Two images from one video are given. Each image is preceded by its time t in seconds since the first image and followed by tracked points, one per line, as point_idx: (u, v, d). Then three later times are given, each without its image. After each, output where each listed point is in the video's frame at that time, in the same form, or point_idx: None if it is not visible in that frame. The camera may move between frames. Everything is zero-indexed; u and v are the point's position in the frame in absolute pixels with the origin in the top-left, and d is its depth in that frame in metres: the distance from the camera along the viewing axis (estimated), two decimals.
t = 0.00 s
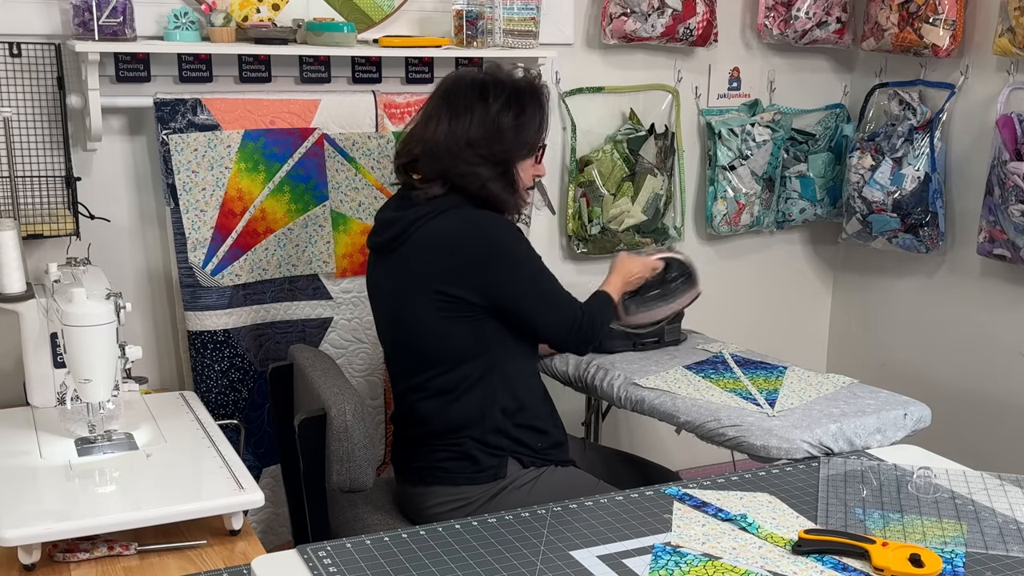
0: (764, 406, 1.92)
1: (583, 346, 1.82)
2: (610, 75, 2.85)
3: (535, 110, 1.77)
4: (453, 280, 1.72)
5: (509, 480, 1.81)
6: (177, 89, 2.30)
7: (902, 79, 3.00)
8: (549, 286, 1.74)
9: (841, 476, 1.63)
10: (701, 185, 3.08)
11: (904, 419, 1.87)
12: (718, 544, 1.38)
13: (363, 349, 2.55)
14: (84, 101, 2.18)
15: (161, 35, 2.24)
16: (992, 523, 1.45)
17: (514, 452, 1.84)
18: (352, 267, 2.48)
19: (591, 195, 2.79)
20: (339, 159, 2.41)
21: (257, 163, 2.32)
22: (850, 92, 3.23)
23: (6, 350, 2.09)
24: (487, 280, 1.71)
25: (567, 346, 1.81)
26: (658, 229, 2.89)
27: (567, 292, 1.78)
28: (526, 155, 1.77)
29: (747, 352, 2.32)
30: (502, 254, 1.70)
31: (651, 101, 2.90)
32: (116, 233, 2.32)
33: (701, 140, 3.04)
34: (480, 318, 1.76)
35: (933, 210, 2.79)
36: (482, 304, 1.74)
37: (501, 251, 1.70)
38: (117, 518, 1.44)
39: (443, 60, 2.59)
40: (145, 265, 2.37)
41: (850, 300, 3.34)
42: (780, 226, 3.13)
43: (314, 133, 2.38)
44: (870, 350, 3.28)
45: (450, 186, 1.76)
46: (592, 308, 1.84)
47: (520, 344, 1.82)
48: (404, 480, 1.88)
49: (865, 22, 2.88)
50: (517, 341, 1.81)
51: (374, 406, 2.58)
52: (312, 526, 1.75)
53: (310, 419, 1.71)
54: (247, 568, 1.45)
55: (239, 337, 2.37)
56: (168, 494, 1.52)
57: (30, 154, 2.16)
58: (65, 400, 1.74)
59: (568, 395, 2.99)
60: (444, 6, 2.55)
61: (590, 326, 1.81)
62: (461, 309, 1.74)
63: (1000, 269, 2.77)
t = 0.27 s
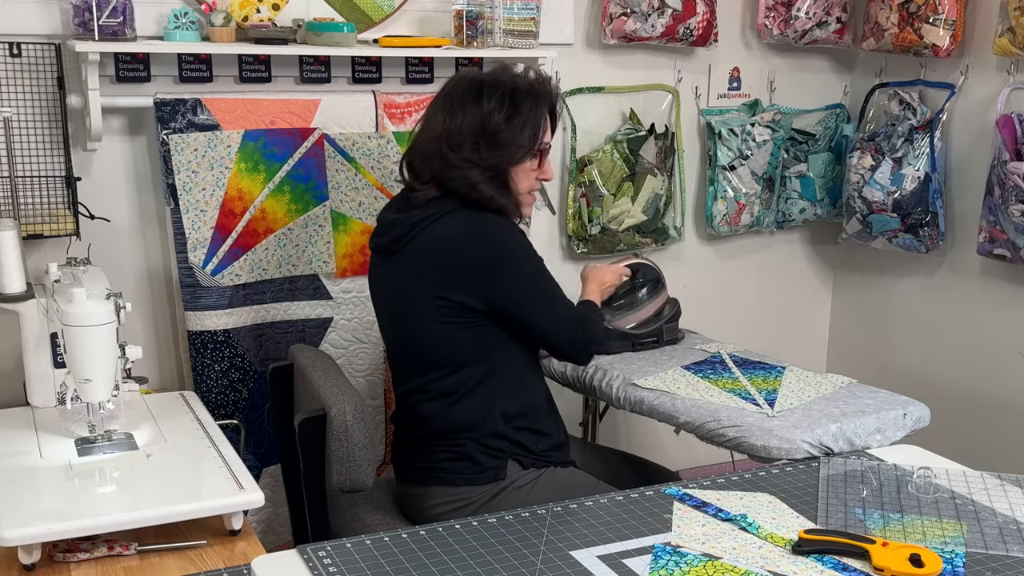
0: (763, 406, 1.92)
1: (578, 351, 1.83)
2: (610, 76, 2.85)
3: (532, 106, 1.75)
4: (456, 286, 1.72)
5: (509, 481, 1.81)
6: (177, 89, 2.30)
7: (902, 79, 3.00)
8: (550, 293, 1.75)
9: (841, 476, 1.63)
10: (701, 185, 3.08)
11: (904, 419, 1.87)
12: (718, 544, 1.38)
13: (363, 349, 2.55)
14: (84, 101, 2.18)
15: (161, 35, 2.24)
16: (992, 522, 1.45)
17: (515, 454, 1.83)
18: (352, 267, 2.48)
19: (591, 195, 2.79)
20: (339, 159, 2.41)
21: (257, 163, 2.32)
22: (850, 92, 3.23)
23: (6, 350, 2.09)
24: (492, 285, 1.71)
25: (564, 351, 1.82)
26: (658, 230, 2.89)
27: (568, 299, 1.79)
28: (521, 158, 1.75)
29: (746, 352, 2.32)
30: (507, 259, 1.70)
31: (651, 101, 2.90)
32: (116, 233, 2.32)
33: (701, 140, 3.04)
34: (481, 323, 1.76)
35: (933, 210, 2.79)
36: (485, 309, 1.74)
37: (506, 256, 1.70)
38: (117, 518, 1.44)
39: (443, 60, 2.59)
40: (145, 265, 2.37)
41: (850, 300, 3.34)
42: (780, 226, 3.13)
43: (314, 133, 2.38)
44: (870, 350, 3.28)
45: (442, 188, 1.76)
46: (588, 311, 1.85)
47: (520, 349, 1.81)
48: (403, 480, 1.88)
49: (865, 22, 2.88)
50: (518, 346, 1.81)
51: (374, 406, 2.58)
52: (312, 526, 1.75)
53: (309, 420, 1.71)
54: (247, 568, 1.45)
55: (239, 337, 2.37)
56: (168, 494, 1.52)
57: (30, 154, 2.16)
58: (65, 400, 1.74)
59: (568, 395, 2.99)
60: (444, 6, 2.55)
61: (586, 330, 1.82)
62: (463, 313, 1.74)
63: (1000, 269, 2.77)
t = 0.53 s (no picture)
0: (764, 406, 1.92)
1: (523, 410, 1.64)
2: (611, 76, 2.86)
3: (526, 105, 1.72)
4: (424, 279, 1.69)
5: (509, 483, 1.82)
6: (177, 89, 2.30)
7: (902, 79, 3.00)
8: (503, 320, 1.61)
9: (841, 476, 1.63)
10: (701, 185, 3.08)
11: (904, 419, 1.87)
12: (718, 544, 1.38)
13: (363, 349, 2.55)
14: (84, 101, 2.18)
15: (161, 36, 2.24)
16: (992, 523, 1.45)
17: (516, 455, 1.84)
18: (352, 267, 2.48)
19: (591, 195, 2.79)
20: (340, 159, 2.41)
21: (257, 163, 2.32)
22: (850, 92, 3.23)
23: (6, 350, 2.09)
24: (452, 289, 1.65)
25: (506, 401, 1.64)
26: (658, 229, 2.89)
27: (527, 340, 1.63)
28: (516, 158, 1.72)
29: (746, 352, 2.32)
30: (471, 269, 1.63)
31: (651, 101, 2.90)
32: (116, 233, 2.32)
33: (701, 140, 3.04)
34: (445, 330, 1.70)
35: (933, 210, 2.79)
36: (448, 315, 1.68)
37: (471, 265, 1.63)
38: (118, 518, 1.44)
39: (443, 60, 2.59)
40: (145, 265, 2.37)
41: (850, 300, 3.34)
42: (780, 226, 3.13)
43: (314, 133, 2.38)
44: (870, 350, 3.28)
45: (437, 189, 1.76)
46: (556, 377, 1.66)
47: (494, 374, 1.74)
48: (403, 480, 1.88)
49: (865, 22, 2.88)
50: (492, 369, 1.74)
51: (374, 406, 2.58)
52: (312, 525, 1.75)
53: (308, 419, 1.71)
54: (247, 568, 1.45)
55: (239, 337, 2.37)
56: (167, 494, 1.52)
57: (30, 154, 2.16)
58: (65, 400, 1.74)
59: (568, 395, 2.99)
60: (444, 6, 2.55)
61: (543, 393, 1.63)
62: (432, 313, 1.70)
63: (1000, 269, 2.77)
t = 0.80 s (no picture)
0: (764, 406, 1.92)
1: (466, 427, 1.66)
2: (610, 76, 2.86)
3: (517, 109, 1.72)
4: (394, 285, 1.70)
5: (492, 487, 1.82)
6: (177, 89, 2.30)
7: (902, 79, 3.00)
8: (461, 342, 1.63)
9: (841, 476, 1.63)
10: (701, 185, 3.08)
11: (904, 419, 1.87)
12: (718, 544, 1.38)
13: (363, 349, 2.55)
14: (84, 101, 2.18)
15: (161, 35, 2.24)
16: (992, 523, 1.45)
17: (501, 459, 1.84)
18: (352, 267, 2.48)
19: (591, 195, 2.79)
20: (339, 159, 2.41)
21: (257, 163, 2.32)
22: (850, 92, 3.23)
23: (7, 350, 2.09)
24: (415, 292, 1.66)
25: (451, 416, 1.65)
26: (658, 230, 2.89)
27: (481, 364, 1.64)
28: (506, 162, 1.73)
29: (746, 352, 2.32)
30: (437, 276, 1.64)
31: (651, 101, 2.90)
32: (116, 233, 2.32)
33: (701, 140, 3.04)
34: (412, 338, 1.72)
35: (933, 210, 2.79)
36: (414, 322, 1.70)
37: (437, 272, 1.64)
38: (118, 518, 1.44)
39: (443, 60, 2.59)
40: (145, 265, 2.37)
41: (850, 300, 3.34)
42: (780, 226, 3.13)
43: (314, 133, 2.38)
44: (870, 350, 3.28)
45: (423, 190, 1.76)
46: (504, 403, 1.68)
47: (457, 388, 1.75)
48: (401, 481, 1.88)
49: (865, 22, 2.88)
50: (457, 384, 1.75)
51: (374, 406, 2.58)
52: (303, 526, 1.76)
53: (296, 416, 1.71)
54: (247, 568, 1.45)
55: (239, 337, 2.37)
56: (167, 494, 1.52)
57: (30, 154, 2.16)
58: (65, 400, 1.74)
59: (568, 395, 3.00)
60: (444, 6, 2.55)
61: (488, 414, 1.65)
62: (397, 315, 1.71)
63: (1000, 269, 2.77)
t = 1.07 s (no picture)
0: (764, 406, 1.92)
1: (508, 423, 1.72)
2: (610, 76, 2.86)
3: (518, 106, 1.73)
4: (406, 289, 1.70)
5: (475, 492, 1.80)
6: (177, 89, 2.30)
7: (902, 79, 3.00)
8: (494, 340, 1.66)
9: (841, 476, 1.63)
10: (701, 185, 3.08)
11: (904, 419, 1.87)
12: (718, 544, 1.38)
13: (363, 349, 2.55)
14: (84, 101, 2.18)
15: (161, 35, 2.24)
16: (992, 523, 1.45)
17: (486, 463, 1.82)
18: (352, 267, 2.48)
19: (591, 195, 2.79)
20: (340, 159, 2.41)
21: (257, 163, 2.32)
22: (850, 92, 3.23)
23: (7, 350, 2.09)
24: (440, 301, 1.67)
25: (491, 415, 1.70)
26: (658, 230, 2.89)
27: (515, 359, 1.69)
28: (509, 160, 1.74)
29: (746, 352, 2.32)
30: (461, 285, 1.65)
31: (651, 101, 2.90)
32: (116, 233, 2.32)
33: (701, 140, 3.04)
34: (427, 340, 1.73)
35: (933, 210, 2.79)
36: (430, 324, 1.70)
37: (460, 280, 1.65)
38: (118, 518, 1.44)
39: (444, 60, 2.59)
40: (145, 265, 2.37)
41: (850, 301, 3.34)
42: (780, 226, 3.13)
43: (314, 133, 2.38)
44: (869, 350, 3.28)
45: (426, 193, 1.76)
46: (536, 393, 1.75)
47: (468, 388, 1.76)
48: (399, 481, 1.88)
49: (865, 22, 2.88)
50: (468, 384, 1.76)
51: (374, 406, 2.58)
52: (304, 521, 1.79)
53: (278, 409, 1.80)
54: (247, 568, 1.45)
55: (239, 337, 2.37)
56: (167, 494, 1.52)
57: (30, 154, 2.16)
58: (65, 400, 1.74)
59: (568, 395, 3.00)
60: (444, 6, 2.55)
61: (528, 409, 1.72)
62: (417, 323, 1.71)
63: (1000, 269, 2.77)
